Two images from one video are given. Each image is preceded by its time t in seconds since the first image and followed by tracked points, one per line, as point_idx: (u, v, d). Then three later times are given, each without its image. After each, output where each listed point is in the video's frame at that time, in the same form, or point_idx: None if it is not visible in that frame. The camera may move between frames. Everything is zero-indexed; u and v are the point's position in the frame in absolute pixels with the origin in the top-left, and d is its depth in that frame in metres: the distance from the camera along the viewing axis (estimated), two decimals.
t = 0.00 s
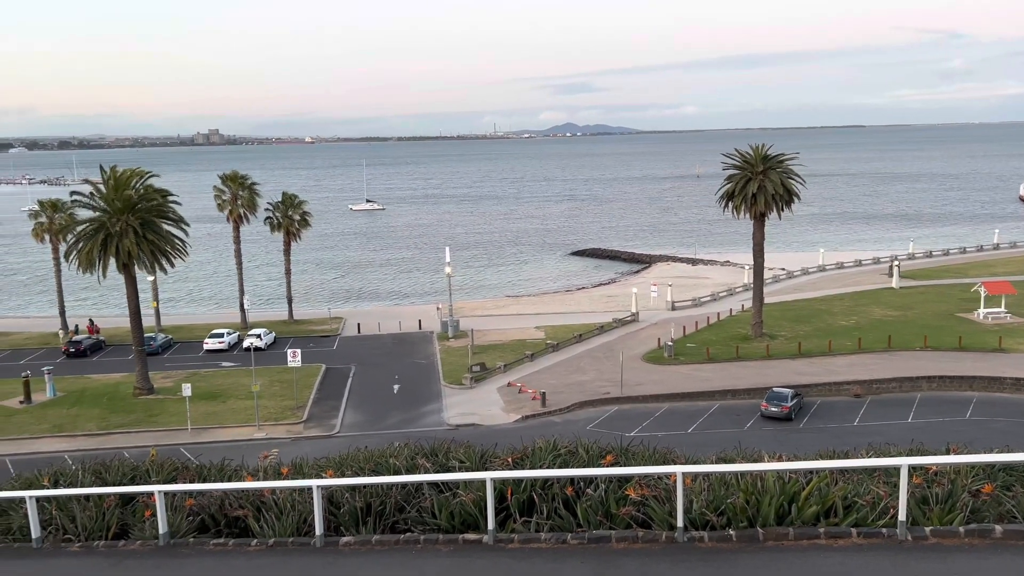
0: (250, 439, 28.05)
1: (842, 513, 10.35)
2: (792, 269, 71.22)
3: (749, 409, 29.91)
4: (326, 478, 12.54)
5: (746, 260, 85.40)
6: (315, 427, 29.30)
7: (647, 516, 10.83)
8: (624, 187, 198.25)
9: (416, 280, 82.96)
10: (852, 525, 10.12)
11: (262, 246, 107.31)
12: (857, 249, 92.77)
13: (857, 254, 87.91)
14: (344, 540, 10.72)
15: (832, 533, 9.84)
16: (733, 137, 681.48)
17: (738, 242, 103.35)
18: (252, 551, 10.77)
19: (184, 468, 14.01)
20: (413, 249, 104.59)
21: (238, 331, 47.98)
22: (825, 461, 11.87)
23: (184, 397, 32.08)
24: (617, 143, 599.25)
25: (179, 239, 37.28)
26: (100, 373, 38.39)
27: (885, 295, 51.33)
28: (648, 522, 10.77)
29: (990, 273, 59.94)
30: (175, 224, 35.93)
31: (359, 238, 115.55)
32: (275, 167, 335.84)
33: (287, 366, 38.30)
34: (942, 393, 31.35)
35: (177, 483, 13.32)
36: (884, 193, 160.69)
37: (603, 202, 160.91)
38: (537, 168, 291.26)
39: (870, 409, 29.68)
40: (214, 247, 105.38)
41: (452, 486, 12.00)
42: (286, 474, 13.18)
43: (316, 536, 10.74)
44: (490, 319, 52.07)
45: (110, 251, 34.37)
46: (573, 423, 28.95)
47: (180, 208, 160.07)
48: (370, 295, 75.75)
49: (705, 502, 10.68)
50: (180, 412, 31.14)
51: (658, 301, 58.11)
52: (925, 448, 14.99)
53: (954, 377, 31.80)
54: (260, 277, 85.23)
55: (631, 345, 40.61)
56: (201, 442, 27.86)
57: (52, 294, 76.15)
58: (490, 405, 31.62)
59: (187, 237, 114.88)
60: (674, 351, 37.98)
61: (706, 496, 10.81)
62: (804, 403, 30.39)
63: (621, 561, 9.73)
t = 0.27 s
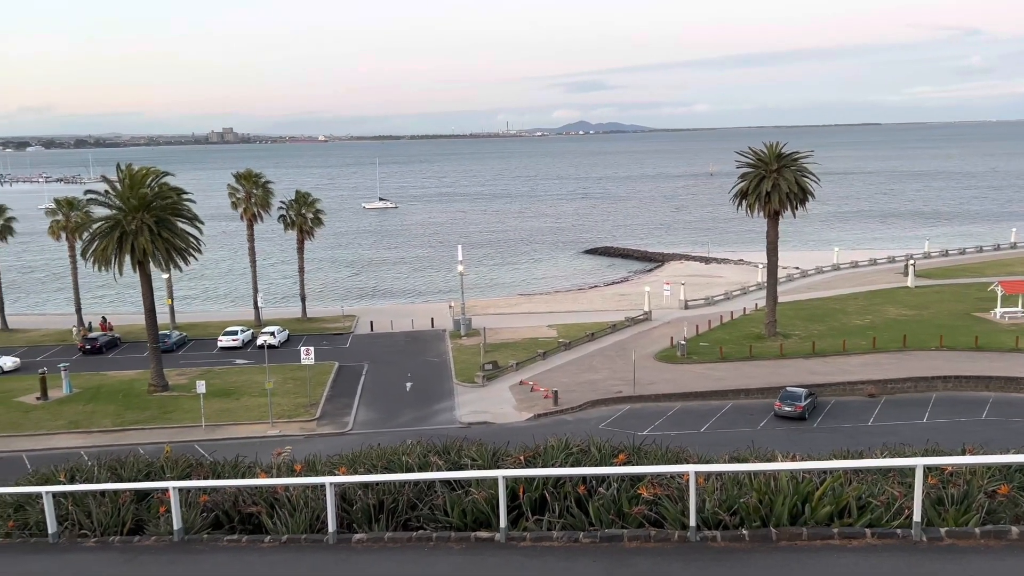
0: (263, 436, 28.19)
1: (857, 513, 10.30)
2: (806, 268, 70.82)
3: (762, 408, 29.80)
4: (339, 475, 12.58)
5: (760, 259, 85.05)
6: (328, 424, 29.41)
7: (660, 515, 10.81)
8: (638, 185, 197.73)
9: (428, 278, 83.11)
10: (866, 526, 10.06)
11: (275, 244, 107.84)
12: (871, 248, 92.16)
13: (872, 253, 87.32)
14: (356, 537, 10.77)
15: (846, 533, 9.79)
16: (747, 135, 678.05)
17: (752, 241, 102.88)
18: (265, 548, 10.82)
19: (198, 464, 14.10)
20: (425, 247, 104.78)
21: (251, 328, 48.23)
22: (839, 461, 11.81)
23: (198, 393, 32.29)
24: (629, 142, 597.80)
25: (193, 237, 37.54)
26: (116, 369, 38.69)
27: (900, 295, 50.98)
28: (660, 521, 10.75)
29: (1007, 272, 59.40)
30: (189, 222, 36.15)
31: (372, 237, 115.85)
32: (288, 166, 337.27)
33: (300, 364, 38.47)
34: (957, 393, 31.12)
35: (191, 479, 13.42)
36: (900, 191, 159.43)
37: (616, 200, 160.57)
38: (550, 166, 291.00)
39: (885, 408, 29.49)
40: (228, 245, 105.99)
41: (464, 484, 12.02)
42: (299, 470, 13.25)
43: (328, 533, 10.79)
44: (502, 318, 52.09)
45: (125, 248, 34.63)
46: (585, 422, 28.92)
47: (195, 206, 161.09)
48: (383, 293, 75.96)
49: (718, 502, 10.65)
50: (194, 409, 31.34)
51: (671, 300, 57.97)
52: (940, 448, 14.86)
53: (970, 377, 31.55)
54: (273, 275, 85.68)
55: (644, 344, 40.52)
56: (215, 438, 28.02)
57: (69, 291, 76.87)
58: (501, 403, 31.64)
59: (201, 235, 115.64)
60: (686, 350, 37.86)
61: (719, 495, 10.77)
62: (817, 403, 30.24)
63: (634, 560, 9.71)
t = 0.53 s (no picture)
0: (277, 433, 28.32)
1: (871, 514, 10.24)
2: (820, 267, 70.36)
3: (776, 408, 29.66)
4: (352, 473, 12.63)
5: (774, 258, 84.59)
6: (341, 421, 29.52)
7: (673, 514, 10.78)
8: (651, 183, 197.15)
9: (440, 276, 83.19)
10: (881, 527, 10.00)
11: (288, 242, 108.33)
12: (887, 247, 91.40)
13: (888, 252, 86.70)
14: (369, 534, 10.80)
15: (861, 534, 9.74)
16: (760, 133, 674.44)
17: (766, 240, 102.36)
18: (279, 544, 10.88)
19: (213, 461, 14.19)
20: (437, 246, 104.89)
21: (266, 326, 48.47)
22: (853, 461, 11.73)
23: (212, 390, 32.49)
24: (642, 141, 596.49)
25: (208, 235, 37.75)
26: (131, 366, 39.00)
27: (916, 294, 50.55)
28: (673, 520, 10.72)
29: None
30: (204, 221, 36.37)
31: (385, 235, 116.14)
32: (302, 164, 338.66)
33: (313, 362, 38.61)
34: (973, 394, 30.84)
35: (206, 475, 13.51)
36: (916, 189, 158.16)
37: (629, 199, 160.23)
38: (562, 165, 290.65)
39: (899, 409, 29.28)
40: (242, 243, 106.59)
41: (476, 482, 12.04)
42: (312, 468, 13.31)
43: (341, 530, 10.83)
44: (515, 316, 52.09)
45: (141, 246, 34.89)
46: (597, 421, 28.89)
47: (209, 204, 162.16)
48: (395, 291, 76.14)
49: (731, 501, 10.61)
50: (208, 406, 31.53)
51: (684, 299, 57.80)
52: (957, 449, 14.74)
53: (986, 378, 31.27)
54: (286, 273, 86.07)
55: (656, 343, 40.41)
56: (229, 435, 28.20)
57: (85, 289, 77.56)
58: (514, 402, 31.65)
59: (216, 233, 116.38)
60: (700, 349, 37.74)
61: (732, 495, 10.73)
62: (831, 403, 30.07)
63: (646, 559, 9.70)
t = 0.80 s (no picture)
0: (291, 431, 28.46)
1: (886, 514, 10.18)
2: (836, 266, 69.89)
3: (790, 408, 29.51)
4: (365, 470, 12.67)
5: (788, 257, 84.08)
6: (354, 419, 29.62)
7: (685, 514, 10.75)
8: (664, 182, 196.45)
9: (453, 275, 83.27)
10: (896, 528, 9.94)
11: (302, 240, 108.77)
12: (903, 246, 90.63)
13: (904, 251, 86.00)
14: (382, 532, 10.83)
15: (875, 535, 9.69)
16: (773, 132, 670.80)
17: (780, 239, 101.76)
18: (292, 541, 10.94)
19: (227, 458, 14.27)
20: (450, 244, 104.99)
21: (279, 324, 48.69)
22: (868, 461, 11.67)
23: (226, 388, 32.67)
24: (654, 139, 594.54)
25: (223, 232, 37.95)
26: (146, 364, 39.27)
27: (933, 294, 50.12)
28: (686, 520, 10.68)
29: None
30: (219, 219, 36.54)
31: (398, 234, 116.36)
32: (315, 163, 339.98)
33: (326, 359, 38.75)
34: (990, 395, 30.57)
35: (220, 473, 13.59)
36: (932, 188, 156.77)
37: (642, 197, 159.72)
38: (575, 163, 290.27)
39: (915, 409, 29.07)
40: (256, 241, 107.13)
41: (489, 481, 12.05)
42: (325, 465, 13.36)
43: (354, 527, 10.88)
44: (527, 315, 52.06)
45: (156, 244, 35.13)
46: (610, 420, 28.85)
47: (224, 202, 163.15)
48: (408, 290, 76.28)
49: (744, 501, 10.56)
50: (223, 403, 31.72)
51: (698, 298, 57.60)
52: (974, 451, 14.58)
53: (1003, 379, 30.97)
54: (300, 271, 86.41)
55: (669, 342, 40.30)
56: (243, 433, 28.35)
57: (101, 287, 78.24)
58: (526, 400, 31.65)
59: (230, 232, 117.07)
60: (713, 348, 37.59)
61: (746, 495, 10.68)
62: (846, 403, 29.89)
63: (660, 558, 9.67)
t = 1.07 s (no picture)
0: (304, 428, 28.58)
1: (901, 515, 10.10)
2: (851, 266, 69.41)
3: (804, 408, 29.35)
4: (378, 468, 12.70)
5: (803, 256, 83.57)
6: (367, 417, 29.71)
7: (699, 514, 10.70)
8: (678, 180, 195.82)
9: (466, 274, 83.33)
10: (911, 530, 9.87)
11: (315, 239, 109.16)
12: (920, 245, 89.82)
13: (920, 250, 85.36)
14: (395, 530, 10.87)
15: (891, 536, 9.63)
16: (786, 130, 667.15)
17: (795, 238, 101.21)
18: (306, 538, 11.00)
19: (242, 456, 14.35)
20: (463, 243, 105.04)
21: (293, 322, 48.91)
22: (883, 462, 11.58)
23: (241, 386, 32.86)
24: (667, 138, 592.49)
25: (237, 231, 38.15)
26: (161, 361, 39.55)
27: (949, 293, 49.70)
28: (700, 520, 10.65)
29: None
30: (233, 217, 36.74)
31: (411, 232, 116.57)
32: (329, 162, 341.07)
33: (340, 358, 38.90)
34: (1007, 395, 30.28)
35: (235, 470, 13.67)
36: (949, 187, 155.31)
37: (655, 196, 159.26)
38: (588, 162, 289.65)
39: (931, 410, 28.84)
40: (270, 240, 107.67)
41: (501, 480, 12.05)
42: (338, 463, 13.41)
43: (368, 525, 10.92)
44: (540, 314, 52.03)
45: (172, 243, 35.36)
46: (622, 419, 28.80)
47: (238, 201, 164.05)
48: (421, 288, 76.42)
49: (759, 502, 10.51)
50: (237, 401, 31.91)
51: (712, 297, 57.39)
52: (992, 452, 14.44)
53: (1020, 380, 30.67)
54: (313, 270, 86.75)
55: (682, 342, 40.18)
56: (258, 430, 28.50)
57: (117, 285, 78.89)
58: (539, 399, 31.64)
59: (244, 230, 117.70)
60: (727, 348, 37.45)
61: (760, 495, 10.64)
62: (861, 403, 29.71)
63: (673, 558, 9.65)
